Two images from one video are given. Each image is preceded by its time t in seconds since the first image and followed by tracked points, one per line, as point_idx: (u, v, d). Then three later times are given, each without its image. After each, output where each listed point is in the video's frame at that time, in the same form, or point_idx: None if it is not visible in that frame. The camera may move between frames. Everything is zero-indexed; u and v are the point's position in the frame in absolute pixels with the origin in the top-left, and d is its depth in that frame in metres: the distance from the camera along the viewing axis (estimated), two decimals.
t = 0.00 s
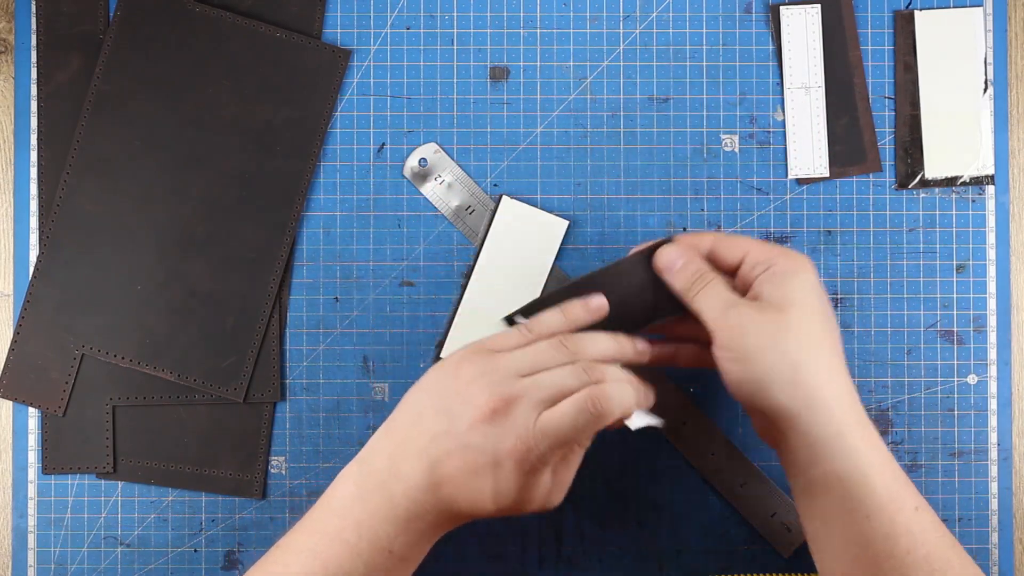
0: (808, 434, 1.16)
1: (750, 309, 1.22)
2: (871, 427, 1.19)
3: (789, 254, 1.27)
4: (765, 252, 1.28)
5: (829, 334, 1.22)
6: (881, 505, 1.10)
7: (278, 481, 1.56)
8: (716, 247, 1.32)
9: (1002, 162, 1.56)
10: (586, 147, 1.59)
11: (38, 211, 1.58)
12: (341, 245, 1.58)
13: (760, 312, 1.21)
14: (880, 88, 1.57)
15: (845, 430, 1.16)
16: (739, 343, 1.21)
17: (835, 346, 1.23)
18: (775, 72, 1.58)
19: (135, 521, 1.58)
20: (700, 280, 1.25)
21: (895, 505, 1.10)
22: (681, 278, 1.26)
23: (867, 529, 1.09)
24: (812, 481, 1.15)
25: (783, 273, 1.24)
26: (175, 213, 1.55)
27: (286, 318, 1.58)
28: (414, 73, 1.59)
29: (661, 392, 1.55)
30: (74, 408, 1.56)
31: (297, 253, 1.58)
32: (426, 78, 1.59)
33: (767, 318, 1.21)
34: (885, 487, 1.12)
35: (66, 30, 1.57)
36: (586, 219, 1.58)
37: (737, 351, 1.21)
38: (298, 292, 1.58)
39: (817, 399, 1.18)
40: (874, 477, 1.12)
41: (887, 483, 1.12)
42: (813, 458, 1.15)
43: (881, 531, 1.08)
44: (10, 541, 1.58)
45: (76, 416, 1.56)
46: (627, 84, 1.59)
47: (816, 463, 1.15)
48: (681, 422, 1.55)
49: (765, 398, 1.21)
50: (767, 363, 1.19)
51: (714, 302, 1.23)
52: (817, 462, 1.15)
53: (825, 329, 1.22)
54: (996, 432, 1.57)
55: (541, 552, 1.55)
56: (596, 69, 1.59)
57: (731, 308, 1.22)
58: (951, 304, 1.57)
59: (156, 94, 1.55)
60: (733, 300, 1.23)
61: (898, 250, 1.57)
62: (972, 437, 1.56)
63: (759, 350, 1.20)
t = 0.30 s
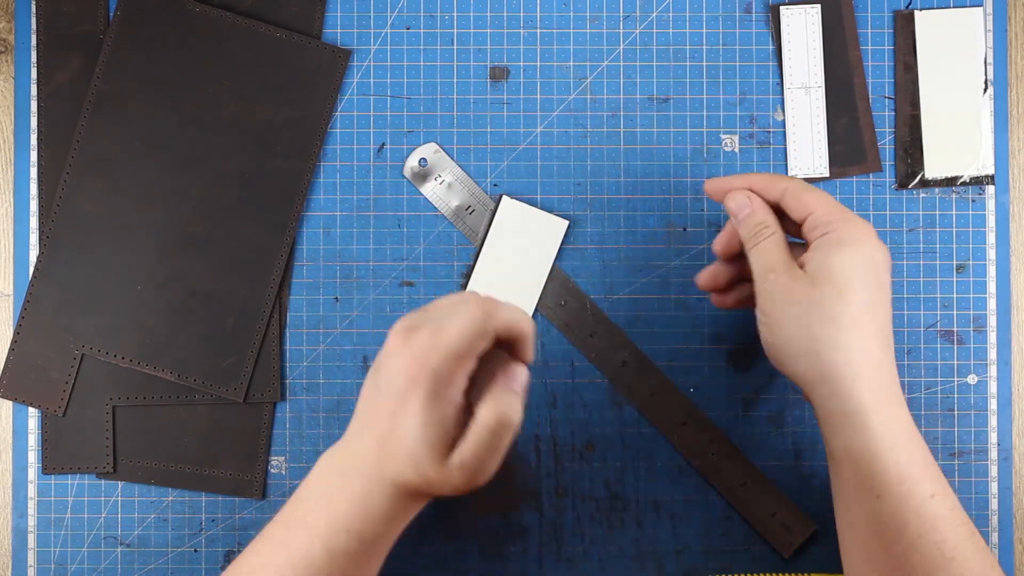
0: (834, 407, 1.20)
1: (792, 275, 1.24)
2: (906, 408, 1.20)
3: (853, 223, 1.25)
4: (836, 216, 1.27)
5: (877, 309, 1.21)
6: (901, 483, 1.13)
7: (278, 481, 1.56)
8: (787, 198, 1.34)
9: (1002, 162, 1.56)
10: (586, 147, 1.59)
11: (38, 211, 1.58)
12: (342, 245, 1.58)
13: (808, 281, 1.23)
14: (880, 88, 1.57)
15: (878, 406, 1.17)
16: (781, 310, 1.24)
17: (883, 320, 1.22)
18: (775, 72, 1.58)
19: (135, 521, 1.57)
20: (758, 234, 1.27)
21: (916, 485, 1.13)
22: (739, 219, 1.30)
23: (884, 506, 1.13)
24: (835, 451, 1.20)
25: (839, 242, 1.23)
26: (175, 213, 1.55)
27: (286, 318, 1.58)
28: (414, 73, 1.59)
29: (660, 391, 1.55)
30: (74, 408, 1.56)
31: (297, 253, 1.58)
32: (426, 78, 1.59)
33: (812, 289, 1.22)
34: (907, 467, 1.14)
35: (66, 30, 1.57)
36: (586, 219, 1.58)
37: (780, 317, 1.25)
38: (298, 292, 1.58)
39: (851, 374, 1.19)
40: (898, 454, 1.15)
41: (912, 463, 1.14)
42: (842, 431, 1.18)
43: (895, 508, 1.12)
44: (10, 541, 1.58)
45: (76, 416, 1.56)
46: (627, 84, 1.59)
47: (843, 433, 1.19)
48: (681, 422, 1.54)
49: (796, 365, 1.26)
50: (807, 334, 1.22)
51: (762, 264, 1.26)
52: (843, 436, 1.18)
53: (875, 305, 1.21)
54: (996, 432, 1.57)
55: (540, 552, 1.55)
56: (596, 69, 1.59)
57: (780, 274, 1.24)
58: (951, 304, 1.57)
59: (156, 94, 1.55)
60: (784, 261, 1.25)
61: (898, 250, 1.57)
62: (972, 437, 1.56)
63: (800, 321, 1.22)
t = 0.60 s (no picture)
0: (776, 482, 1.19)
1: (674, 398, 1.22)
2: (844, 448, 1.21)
3: (689, 313, 1.24)
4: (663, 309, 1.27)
5: (772, 373, 1.22)
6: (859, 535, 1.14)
7: (278, 481, 1.56)
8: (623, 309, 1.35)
9: (1002, 162, 1.56)
10: (586, 147, 1.59)
11: (38, 211, 1.58)
12: (342, 245, 1.58)
13: (686, 404, 1.20)
14: (880, 88, 1.57)
15: (818, 469, 1.18)
16: (684, 444, 1.20)
17: (781, 376, 1.23)
18: (775, 72, 1.58)
19: (135, 521, 1.57)
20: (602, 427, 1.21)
21: (870, 531, 1.14)
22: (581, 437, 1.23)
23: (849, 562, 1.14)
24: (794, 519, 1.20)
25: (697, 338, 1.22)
26: (175, 213, 1.55)
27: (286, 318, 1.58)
28: (414, 73, 1.59)
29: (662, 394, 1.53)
30: (73, 408, 1.56)
31: (297, 253, 1.58)
32: (426, 78, 1.59)
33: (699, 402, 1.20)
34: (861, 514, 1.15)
35: (66, 30, 1.57)
36: (586, 219, 1.58)
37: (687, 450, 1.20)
38: (298, 292, 1.58)
39: (782, 450, 1.17)
40: (849, 506, 1.16)
41: (864, 505, 1.16)
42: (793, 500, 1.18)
43: (859, 565, 1.14)
44: (10, 541, 1.58)
45: (76, 416, 1.56)
46: (627, 84, 1.59)
47: (794, 505, 1.19)
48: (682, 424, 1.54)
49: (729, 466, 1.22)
50: (723, 441, 1.18)
51: (638, 425, 1.20)
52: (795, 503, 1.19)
53: (764, 373, 1.22)
54: (996, 432, 1.57)
55: (540, 552, 1.55)
56: (596, 69, 1.59)
57: (655, 418, 1.20)
58: (951, 305, 1.57)
59: (156, 94, 1.55)
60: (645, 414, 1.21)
61: (898, 250, 1.57)
62: (972, 437, 1.56)
63: (711, 437, 1.19)
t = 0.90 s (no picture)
0: (791, 472, 1.08)
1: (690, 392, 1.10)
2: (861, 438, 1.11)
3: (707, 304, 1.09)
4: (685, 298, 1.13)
5: (783, 361, 1.09)
6: (872, 535, 1.05)
7: (278, 481, 1.56)
8: (634, 300, 1.21)
9: (1002, 162, 1.56)
10: (586, 147, 1.59)
11: (38, 211, 1.58)
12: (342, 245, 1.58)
13: (703, 392, 1.08)
14: (880, 88, 1.57)
15: (830, 463, 1.07)
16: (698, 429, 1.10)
17: (792, 364, 1.10)
18: (775, 72, 1.58)
19: (135, 521, 1.58)
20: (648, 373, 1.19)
21: (886, 529, 1.05)
22: (627, 377, 1.24)
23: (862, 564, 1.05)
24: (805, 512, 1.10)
25: (714, 328, 1.06)
26: (175, 213, 1.55)
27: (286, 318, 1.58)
28: (414, 73, 1.59)
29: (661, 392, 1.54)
30: (74, 408, 1.56)
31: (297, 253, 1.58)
32: (426, 78, 1.59)
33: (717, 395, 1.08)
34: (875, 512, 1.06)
35: (66, 30, 1.57)
36: (586, 219, 1.58)
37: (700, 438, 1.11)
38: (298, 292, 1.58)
39: (792, 442, 1.06)
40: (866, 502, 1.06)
41: (879, 503, 1.07)
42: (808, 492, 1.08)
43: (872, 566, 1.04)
44: (10, 541, 1.58)
45: (76, 416, 1.56)
46: (627, 84, 1.59)
47: (806, 500, 1.10)
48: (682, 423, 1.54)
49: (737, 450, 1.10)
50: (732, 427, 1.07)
51: (662, 397, 1.14)
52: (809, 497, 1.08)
53: (777, 364, 1.08)
54: (996, 432, 1.56)
55: (540, 552, 1.55)
56: (596, 69, 1.59)
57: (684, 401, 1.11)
58: (951, 304, 1.57)
59: (156, 94, 1.55)
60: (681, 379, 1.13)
61: (898, 250, 1.57)
62: (972, 437, 1.56)
63: (720, 429, 1.09)
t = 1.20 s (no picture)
0: (846, 427, 1.19)
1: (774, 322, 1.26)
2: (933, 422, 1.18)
3: (823, 243, 1.22)
4: (799, 223, 1.24)
5: (876, 323, 1.18)
6: (905, 509, 1.12)
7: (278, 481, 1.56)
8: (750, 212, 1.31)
9: (1002, 162, 1.56)
10: (586, 147, 1.59)
11: (38, 211, 1.58)
12: (342, 245, 1.58)
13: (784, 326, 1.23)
14: (880, 88, 1.57)
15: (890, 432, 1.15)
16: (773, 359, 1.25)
17: (884, 329, 1.19)
18: (775, 72, 1.58)
19: (135, 520, 1.57)
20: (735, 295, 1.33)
21: (922, 505, 1.12)
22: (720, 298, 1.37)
23: (892, 530, 1.13)
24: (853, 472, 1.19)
25: (816, 269, 1.19)
26: (176, 212, 1.55)
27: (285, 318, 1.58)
28: (414, 72, 1.59)
29: (661, 392, 1.54)
30: (74, 408, 1.56)
31: (297, 253, 1.58)
32: (426, 78, 1.59)
33: (803, 334, 1.20)
34: (914, 491, 1.13)
35: (66, 29, 1.57)
36: (586, 219, 1.58)
37: (777, 368, 1.26)
38: (298, 291, 1.58)
39: (851, 401, 1.17)
40: (906, 475, 1.13)
41: (926, 478, 1.13)
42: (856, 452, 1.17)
43: (904, 529, 1.12)
44: (10, 541, 1.58)
45: (76, 416, 1.56)
46: (627, 84, 1.59)
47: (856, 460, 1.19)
48: (682, 423, 1.54)
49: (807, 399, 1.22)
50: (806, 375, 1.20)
51: (744, 318, 1.30)
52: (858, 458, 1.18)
53: (869, 322, 1.18)
54: (996, 432, 1.56)
55: (541, 552, 1.55)
56: (596, 69, 1.59)
57: (762, 326, 1.27)
58: (951, 304, 1.57)
59: (156, 94, 1.55)
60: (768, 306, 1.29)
61: (898, 250, 1.57)
62: (972, 437, 1.56)
63: (794, 367, 1.22)
